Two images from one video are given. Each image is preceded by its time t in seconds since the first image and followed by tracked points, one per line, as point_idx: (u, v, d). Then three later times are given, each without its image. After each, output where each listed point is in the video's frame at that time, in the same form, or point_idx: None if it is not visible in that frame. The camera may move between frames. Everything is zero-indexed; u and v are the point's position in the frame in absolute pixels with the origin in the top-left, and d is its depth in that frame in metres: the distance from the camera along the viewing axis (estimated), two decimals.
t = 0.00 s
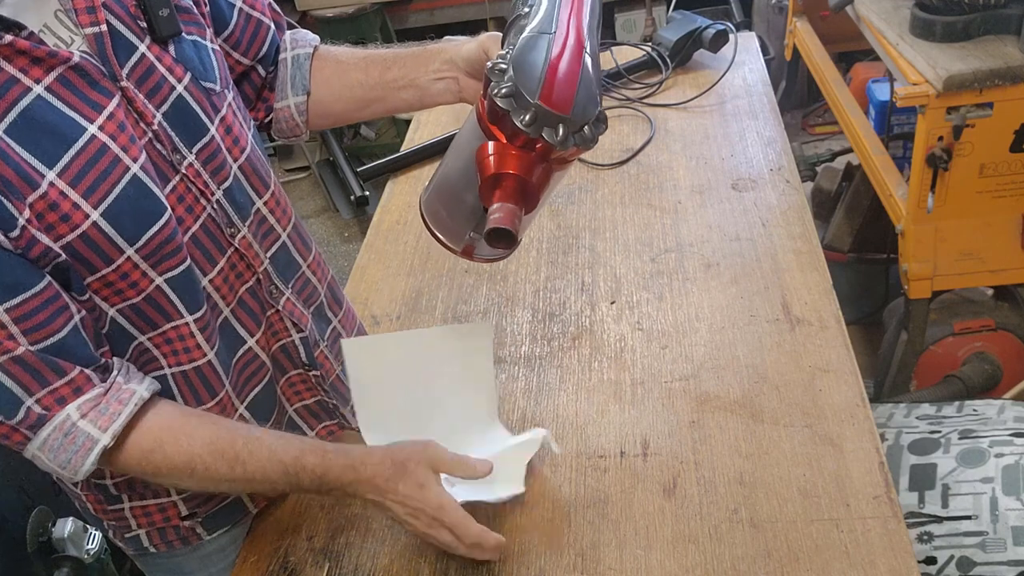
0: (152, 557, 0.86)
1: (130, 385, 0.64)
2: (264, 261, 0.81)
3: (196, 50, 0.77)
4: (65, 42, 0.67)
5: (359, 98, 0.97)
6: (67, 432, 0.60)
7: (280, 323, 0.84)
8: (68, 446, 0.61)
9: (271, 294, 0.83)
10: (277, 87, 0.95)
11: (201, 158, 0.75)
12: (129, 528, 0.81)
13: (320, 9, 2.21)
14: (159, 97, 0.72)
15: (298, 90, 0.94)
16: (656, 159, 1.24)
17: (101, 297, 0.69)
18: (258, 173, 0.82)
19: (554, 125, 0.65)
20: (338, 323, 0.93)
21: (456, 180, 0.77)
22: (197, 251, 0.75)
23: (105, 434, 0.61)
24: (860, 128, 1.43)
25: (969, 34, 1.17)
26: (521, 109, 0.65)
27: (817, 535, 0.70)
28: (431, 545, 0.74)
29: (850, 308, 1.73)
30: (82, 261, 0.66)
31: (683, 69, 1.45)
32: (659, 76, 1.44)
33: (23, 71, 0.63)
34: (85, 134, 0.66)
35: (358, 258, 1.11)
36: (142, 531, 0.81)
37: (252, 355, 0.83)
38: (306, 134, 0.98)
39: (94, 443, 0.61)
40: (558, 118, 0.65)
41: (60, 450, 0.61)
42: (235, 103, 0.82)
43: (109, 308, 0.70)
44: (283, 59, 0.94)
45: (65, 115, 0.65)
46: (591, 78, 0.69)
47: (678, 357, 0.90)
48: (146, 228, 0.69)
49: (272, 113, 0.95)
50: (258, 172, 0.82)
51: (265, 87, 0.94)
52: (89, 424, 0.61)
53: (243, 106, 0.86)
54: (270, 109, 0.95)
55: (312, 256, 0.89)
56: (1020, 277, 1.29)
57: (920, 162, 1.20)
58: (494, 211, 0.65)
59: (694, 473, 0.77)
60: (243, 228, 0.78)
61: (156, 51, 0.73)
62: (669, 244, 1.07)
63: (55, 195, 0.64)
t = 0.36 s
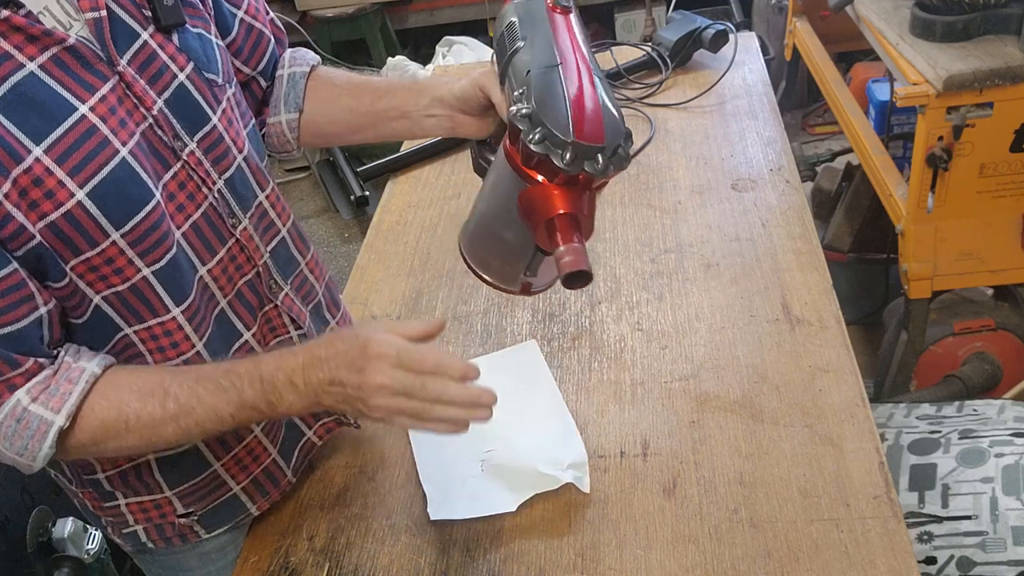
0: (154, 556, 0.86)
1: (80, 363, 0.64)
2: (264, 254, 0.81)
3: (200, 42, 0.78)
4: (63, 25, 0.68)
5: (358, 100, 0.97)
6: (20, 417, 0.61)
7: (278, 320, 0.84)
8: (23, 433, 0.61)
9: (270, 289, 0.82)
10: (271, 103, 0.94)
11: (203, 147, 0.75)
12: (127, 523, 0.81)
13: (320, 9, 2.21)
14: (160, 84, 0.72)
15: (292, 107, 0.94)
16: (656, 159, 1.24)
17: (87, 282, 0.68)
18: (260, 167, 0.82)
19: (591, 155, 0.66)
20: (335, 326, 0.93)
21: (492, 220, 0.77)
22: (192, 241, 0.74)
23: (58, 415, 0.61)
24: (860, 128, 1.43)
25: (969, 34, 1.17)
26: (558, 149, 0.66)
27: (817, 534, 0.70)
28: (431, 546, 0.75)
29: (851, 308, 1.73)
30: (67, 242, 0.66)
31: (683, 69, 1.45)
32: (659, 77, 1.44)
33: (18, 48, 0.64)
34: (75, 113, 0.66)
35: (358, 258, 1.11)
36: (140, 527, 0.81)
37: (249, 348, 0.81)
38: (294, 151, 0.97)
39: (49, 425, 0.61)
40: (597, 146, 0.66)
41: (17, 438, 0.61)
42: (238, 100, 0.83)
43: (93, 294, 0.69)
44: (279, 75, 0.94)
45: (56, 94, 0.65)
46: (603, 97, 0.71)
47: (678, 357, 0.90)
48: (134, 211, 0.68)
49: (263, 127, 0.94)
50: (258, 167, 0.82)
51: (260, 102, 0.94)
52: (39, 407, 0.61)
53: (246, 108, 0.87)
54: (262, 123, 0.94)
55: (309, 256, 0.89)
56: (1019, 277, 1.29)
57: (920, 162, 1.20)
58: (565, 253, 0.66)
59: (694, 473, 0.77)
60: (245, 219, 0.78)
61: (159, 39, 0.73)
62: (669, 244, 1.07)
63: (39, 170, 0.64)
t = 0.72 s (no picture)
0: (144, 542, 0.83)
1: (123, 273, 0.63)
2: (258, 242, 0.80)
3: (201, 31, 0.78)
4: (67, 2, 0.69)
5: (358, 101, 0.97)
6: (82, 327, 0.59)
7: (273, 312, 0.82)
8: (91, 343, 0.59)
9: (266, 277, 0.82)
10: (268, 111, 0.94)
11: (201, 131, 0.74)
12: (125, 508, 0.78)
13: (320, 9, 2.21)
14: (160, 67, 0.72)
15: (287, 117, 0.93)
16: (656, 159, 1.24)
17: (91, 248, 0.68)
18: (257, 158, 0.82)
19: (569, 197, 0.64)
20: (329, 326, 0.88)
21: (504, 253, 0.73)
22: (189, 221, 0.74)
23: (120, 312, 0.60)
24: (860, 128, 1.43)
25: (969, 34, 1.17)
26: (537, 202, 0.64)
27: (817, 534, 0.70)
28: (432, 545, 0.75)
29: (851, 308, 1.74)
30: (69, 206, 0.65)
31: (683, 69, 1.45)
32: (659, 77, 1.44)
33: (21, 19, 0.64)
34: (78, 82, 0.65)
35: (358, 257, 1.12)
36: (138, 513, 0.78)
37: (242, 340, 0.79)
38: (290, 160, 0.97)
39: (114, 325, 0.59)
40: (570, 189, 0.64)
41: (87, 351, 0.59)
42: (240, 91, 0.83)
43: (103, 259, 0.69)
44: (277, 85, 0.94)
45: (60, 63, 0.65)
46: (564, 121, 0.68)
47: (678, 357, 0.90)
48: (136, 181, 0.67)
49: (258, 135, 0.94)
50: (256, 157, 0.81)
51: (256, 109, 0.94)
52: (99, 312, 0.59)
53: (250, 102, 0.88)
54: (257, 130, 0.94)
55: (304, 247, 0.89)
56: (1019, 277, 1.29)
57: (920, 162, 1.20)
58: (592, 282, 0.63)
59: (694, 473, 0.77)
60: (241, 207, 0.78)
61: (161, 25, 0.73)
62: (669, 244, 1.07)
63: (44, 130, 0.62)
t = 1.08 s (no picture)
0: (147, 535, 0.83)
1: (150, 289, 0.63)
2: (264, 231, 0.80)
3: (204, 24, 0.78)
4: None
5: (356, 102, 0.97)
6: (95, 337, 0.59)
7: (275, 298, 0.83)
8: (98, 353, 0.59)
9: (270, 265, 0.81)
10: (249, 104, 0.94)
11: (207, 120, 0.75)
12: (130, 500, 0.78)
13: (320, 9, 2.21)
14: (168, 57, 0.72)
15: (268, 109, 0.94)
16: (656, 159, 1.24)
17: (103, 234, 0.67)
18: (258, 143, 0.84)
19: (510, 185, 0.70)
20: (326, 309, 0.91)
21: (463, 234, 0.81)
22: (197, 210, 0.74)
23: (134, 334, 0.60)
24: (860, 128, 1.43)
25: (969, 34, 1.17)
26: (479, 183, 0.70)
27: (816, 534, 0.70)
28: (432, 545, 0.75)
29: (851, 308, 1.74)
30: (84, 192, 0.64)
31: (683, 69, 1.45)
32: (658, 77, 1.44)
33: (36, 8, 0.63)
34: (93, 70, 0.65)
35: (358, 257, 1.12)
36: (144, 504, 0.78)
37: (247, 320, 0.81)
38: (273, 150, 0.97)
39: (125, 344, 0.60)
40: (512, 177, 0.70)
41: (92, 359, 0.59)
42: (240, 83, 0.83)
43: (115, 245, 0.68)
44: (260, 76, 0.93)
45: (74, 51, 0.65)
46: (518, 112, 0.73)
47: (678, 357, 0.90)
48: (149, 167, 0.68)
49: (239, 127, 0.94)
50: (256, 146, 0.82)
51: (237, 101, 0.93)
52: (115, 326, 0.60)
53: (250, 94, 0.88)
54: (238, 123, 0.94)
55: (301, 237, 0.89)
56: (1019, 276, 1.29)
57: (920, 162, 1.20)
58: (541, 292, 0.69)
59: (693, 473, 0.77)
60: (247, 195, 0.78)
61: (167, 16, 0.73)
62: (669, 244, 1.07)
63: (62, 117, 0.62)
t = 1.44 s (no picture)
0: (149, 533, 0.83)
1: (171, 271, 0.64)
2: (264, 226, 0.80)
3: (203, 21, 0.79)
4: None
5: (352, 106, 0.98)
6: (121, 316, 0.59)
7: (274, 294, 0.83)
8: (125, 332, 0.60)
9: (271, 261, 0.81)
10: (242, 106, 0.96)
11: (208, 117, 0.75)
12: (133, 496, 0.78)
13: (320, 9, 2.21)
14: (170, 54, 0.72)
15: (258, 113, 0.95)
16: (656, 159, 1.24)
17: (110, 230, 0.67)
18: (261, 138, 0.85)
19: (496, 210, 0.69)
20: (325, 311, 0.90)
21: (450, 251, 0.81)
22: (201, 205, 0.74)
23: (160, 311, 0.60)
24: (860, 128, 1.43)
25: (969, 34, 1.17)
26: (465, 212, 0.69)
27: (816, 534, 0.70)
28: (432, 545, 0.75)
29: (851, 308, 1.74)
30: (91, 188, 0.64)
31: (683, 69, 1.45)
32: (658, 77, 1.44)
33: (42, 5, 0.63)
34: (99, 66, 0.65)
35: (358, 257, 1.12)
36: (146, 501, 0.78)
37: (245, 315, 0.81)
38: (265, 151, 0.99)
39: (151, 321, 0.60)
40: (498, 205, 0.69)
41: (119, 339, 0.60)
42: (239, 79, 0.83)
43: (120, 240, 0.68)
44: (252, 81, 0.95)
45: (80, 46, 0.64)
46: (503, 134, 0.73)
47: (678, 357, 0.90)
48: (155, 162, 0.68)
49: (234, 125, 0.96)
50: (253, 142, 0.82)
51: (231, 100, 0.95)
52: (140, 305, 0.60)
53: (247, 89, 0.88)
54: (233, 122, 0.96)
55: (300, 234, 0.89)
56: (1020, 277, 1.29)
57: (920, 162, 1.20)
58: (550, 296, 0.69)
59: (693, 473, 0.77)
60: (247, 190, 0.78)
61: (168, 14, 0.74)
62: (669, 244, 1.07)
63: (70, 112, 0.62)
